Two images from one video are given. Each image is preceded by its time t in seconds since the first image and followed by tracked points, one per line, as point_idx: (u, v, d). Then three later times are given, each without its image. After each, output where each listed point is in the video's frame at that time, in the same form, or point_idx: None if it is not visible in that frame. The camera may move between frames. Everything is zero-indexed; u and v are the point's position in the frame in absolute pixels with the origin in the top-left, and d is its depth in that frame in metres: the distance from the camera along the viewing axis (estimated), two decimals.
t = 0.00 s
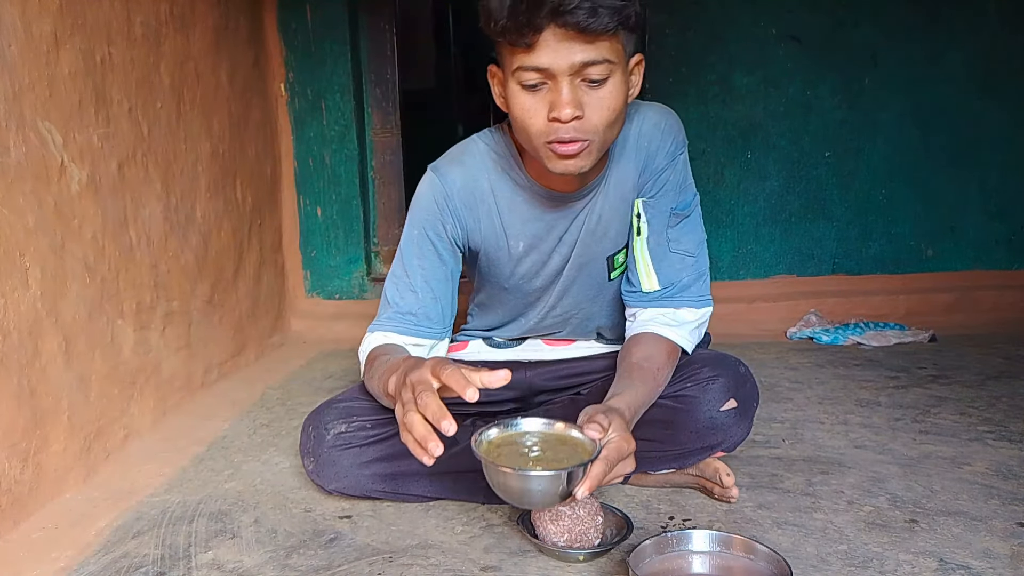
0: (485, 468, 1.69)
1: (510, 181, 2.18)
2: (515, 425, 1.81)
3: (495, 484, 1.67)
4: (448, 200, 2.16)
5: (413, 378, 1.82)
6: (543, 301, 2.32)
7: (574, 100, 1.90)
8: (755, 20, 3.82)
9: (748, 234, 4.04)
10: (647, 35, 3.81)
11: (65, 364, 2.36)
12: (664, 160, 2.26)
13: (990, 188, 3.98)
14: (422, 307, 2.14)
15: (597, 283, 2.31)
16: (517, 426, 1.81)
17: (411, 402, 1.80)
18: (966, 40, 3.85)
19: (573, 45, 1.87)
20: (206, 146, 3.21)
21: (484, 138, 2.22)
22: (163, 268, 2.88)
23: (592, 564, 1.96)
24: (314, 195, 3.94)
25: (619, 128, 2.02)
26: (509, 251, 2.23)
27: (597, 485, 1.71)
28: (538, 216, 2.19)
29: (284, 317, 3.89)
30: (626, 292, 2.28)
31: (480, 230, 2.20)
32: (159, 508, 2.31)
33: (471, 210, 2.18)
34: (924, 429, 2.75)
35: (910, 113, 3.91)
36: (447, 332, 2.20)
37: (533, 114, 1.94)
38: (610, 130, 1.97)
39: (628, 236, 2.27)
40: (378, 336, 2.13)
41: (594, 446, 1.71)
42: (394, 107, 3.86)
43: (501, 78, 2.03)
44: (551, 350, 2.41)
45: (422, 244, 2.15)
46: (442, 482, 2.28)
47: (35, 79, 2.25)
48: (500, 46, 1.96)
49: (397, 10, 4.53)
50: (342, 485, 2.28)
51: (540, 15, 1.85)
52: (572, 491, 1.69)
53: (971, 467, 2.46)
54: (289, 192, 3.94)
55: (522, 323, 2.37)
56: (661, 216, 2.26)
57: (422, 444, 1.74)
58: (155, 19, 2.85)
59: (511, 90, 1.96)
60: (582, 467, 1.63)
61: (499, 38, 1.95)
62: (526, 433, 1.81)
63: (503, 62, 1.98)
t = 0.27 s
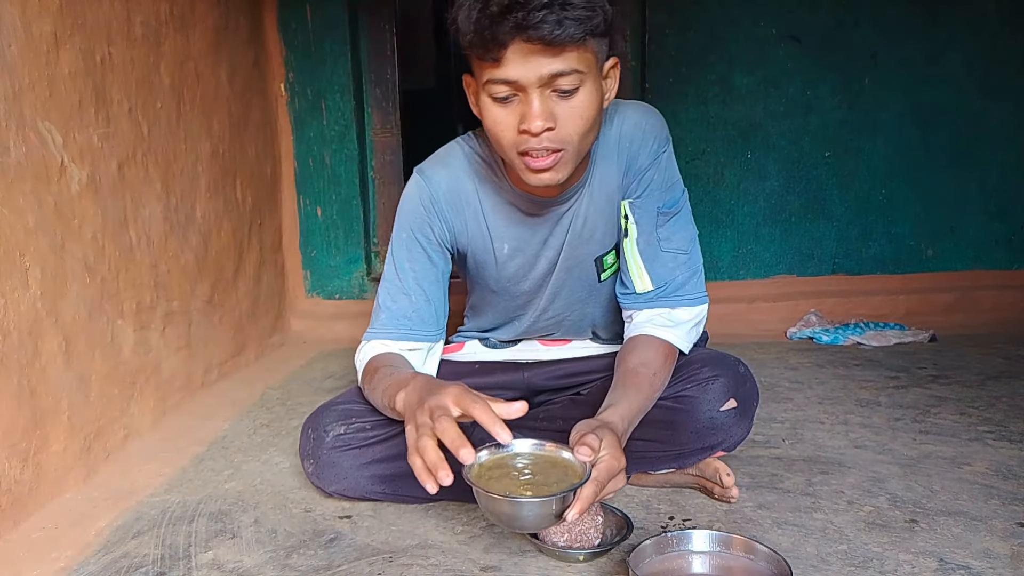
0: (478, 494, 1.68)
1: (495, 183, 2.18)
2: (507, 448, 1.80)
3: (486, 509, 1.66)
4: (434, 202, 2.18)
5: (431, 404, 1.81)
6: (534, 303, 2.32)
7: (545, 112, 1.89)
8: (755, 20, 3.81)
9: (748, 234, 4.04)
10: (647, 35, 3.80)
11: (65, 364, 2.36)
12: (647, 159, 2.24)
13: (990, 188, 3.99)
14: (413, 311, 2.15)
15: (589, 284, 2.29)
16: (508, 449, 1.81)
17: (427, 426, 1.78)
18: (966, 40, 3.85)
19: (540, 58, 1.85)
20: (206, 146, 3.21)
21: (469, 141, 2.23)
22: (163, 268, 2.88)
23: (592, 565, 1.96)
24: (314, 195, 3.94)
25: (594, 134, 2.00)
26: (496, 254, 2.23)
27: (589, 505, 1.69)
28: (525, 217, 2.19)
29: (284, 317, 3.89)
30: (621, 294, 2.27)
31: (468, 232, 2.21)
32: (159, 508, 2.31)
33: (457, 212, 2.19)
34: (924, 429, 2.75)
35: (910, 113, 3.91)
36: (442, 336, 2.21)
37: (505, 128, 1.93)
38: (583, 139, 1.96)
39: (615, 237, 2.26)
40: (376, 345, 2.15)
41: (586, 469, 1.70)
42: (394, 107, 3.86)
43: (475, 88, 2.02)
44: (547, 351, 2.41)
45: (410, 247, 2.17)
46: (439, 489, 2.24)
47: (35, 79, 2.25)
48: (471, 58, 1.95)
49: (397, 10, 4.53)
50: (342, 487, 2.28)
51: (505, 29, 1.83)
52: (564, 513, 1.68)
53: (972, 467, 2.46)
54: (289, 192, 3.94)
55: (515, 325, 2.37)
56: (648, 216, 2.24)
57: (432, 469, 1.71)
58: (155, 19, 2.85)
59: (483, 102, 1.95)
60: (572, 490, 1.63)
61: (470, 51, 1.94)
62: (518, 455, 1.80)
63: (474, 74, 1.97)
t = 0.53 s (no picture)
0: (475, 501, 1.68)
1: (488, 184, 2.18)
2: (505, 458, 1.82)
3: (483, 517, 1.66)
4: (427, 204, 2.18)
5: (413, 402, 1.81)
6: (530, 304, 2.31)
7: (531, 119, 1.89)
8: (755, 20, 3.81)
9: (748, 234, 4.04)
10: (647, 35, 3.80)
11: (64, 364, 2.36)
12: (639, 160, 2.22)
13: (989, 188, 3.99)
14: (408, 313, 2.14)
15: (583, 284, 2.29)
16: (507, 459, 1.82)
17: (410, 424, 1.78)
18: (966, 40, 3.85)
19: (524, 66, 1.84)
20: (206, 146, 3.21)
21: (461, 143, 2.24)
22: (163, 269, 2.88)
23: (592, 564, 1.96)
24: (314, 196, 3.94)
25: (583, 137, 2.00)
26: (489, 256, 2.23)
27: (587, 515, 1.70)
28: (517, 219, 2.19)
29: (284, 317, 3.89)
30: (618, 295, 2.26)
31: (461, 233, 2.21)
32: (159, 508, 2.31)
33: (450, 213, 2.20)
34: (924, 429, 2.75)
35: (910, 113, 3.91)
36: (437, 335, 2.22)
37: (491, 134, 1.93)
38: (570, 143, 1.96)
39: (609, 239, 2.26)
40: (371, 347, 2.15)
41: (583, 479, 1.71)
42: (394, 107, 3.86)
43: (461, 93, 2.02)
44: (545, 350, 2.41)
45: (404, 249, 2.16)
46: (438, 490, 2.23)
47: (35, 79, 2.25)
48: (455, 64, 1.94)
49: (397, 10, 4.53)
50: (342, 488, 2.28)
51: (487, 38, 1.82)
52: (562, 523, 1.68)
53: (972, 467, 2.46)
54: (289, 192, 3.94)
55: (512, 325, 2.37)
56: (643, 216, 2.22)
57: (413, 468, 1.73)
58: (154, 19, 2.85)
59: (469, 107, 1.95)
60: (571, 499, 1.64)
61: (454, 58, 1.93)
62: (516, 466, 1.82)
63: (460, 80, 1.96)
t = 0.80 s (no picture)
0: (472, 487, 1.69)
1: (491, 184, 2.18)
2: (504, 447, 1.82)
3: (480, 505, 1.67)
4: (429, 204, 2.18)
5: (399, 422, 1.81)
6: (531, 304, 2.31)
7: (537, 116, 1.88)
8: (755, 20, 3.81)
9: (748, 234, 4.04)
10: (647, 35, 3.80)
11: (64, 364, 2.36)
12: (643, 160, 2.24)
13: (989, 188, 3.99)
14: (409, 313, 2.14)
15: (584, 284, 2.29)
16: (506, 448, 1.82)
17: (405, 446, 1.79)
18: (966, 40, 3.85)
19: (531, 63, 1.84)
20: (206, 146, 3.21)
21: (463, 142, 2.23)
22: (163, 268, 2.88)
23: (592, 564, 1.96)
24: (314, 195, 3.94)
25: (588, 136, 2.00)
26: (492, 255, 2.23)
27: (585, 505, 1.68)
28: (519, 219, 2.19)
29: (284, 317, 3.89)
30: (619, 295, 2.27)
31: (463, 233, 2.21)
32: (159, 508, 2.31)
33: (452, 213, 2.19)
34: (924, 429, 2.75)
35: (911, 113, 3.91)
36: (438, 335, 2.22)
37: (497, 132, 1.93)
38: (576, 141, 1.96)
39: (612, 239, 2.26)
40: (371, 347, 2.15)
41: (581, 468, 1.71)
42: (394, 107, 3.86)
43: (465, 92, 2.01)
44: (546, 350, 2.42)
45: (406, 248, 2.16)
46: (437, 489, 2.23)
47: (35, 79, 2.25)
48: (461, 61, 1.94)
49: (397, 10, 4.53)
50: (342, 488, 2.28)
51: (495, 35, 1.82)
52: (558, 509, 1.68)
53: (972, 467, 2.46)
54: (289, 192, 3.94)
55: (514, 326, 2.37)
56: (646, 216, 2.23)
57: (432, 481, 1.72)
58: (154, 19, 2.85)
59: (474, 105, 1.95)
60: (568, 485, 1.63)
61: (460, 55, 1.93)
62: (515, 455, 1.81)
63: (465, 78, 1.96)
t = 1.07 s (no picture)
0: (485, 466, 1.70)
1: (494, 183, 2.18)
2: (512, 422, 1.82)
3: (491, 481, 1.68)
4: (433, 202, 2.17)
5: (372, 398, 1.86)
6: (533, 303, 2.31)
7: (552, 92, 1.89)
8: (755, 19, 3.81)
9: (748, 234, 4.04)
10: (647, 36, 3.80)
11: (65, 364, 2.36)
12: (650, 162, 2.25)
13: (989, 188, 3.99)
14: (411, 311, 2.15)
15: (586, 284, 2.29)
16: (514, 423, 1.82)
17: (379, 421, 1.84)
18: (966, 40, 3.85)
19: (550, 36, 1.87)
20: (206, 146, 3.21)
21: (468, 141, 2.23)
22: (164, 268, 2.88)
23: (592, 564, 1.96)
24: (314, 195, 3.94)
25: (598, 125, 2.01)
26: (495, 253, 2.23)
27: (596, 479, 1.72)
28: (522, 218, 2.19)
29: (284, 317, 3.89)
30: (620, 295, 2.28)
31: (466, 233, 2.21)
32: (159, 508, 2.31)
33: (455, 212, 2.19)
34: (924, 429, 2.75)
35: (911, 113, 3.91)
36: (434, 333, 2.21)
37: (512, 108, 1.92)
38: (588, 125, 1.96)
39: (616, 240, 2.26)
40: (368, 344, 2.14)
41: (592, 442, 1.72)
42: (394, 107, 3.86)
43: (478, 80, 2.03)
44: (546, 350, 2.42)
45: (408, 247, 2.16)
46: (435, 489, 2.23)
47: (35, 79, 2.25)
48: (477, 43, 1.96)
49: (397, 11, 4.53)
50: (342, 487, 2.28)
51: (515, 6, 1.85)
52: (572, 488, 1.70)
53: (971, 467, 2.46)
54: (289, 192, 3.94)
55: (516, 325, 2.37)
56: (651, 218, 2.25)
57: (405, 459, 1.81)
58: (155, 18, 2.85)
59: (488, 86, 1.96)
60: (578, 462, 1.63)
61: (476, 35, 1.95)
62: (524, 429, 1.82)
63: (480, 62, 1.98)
